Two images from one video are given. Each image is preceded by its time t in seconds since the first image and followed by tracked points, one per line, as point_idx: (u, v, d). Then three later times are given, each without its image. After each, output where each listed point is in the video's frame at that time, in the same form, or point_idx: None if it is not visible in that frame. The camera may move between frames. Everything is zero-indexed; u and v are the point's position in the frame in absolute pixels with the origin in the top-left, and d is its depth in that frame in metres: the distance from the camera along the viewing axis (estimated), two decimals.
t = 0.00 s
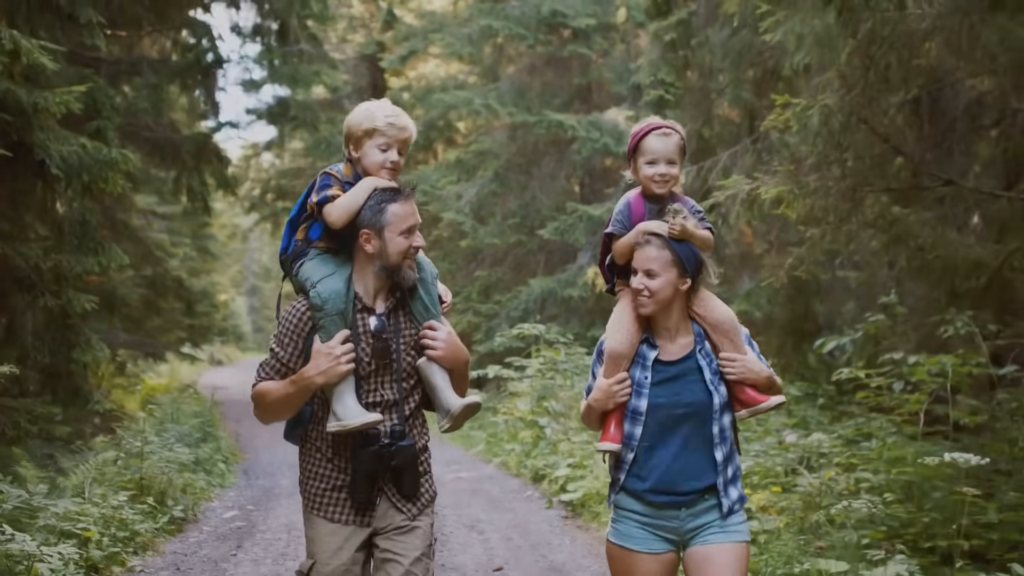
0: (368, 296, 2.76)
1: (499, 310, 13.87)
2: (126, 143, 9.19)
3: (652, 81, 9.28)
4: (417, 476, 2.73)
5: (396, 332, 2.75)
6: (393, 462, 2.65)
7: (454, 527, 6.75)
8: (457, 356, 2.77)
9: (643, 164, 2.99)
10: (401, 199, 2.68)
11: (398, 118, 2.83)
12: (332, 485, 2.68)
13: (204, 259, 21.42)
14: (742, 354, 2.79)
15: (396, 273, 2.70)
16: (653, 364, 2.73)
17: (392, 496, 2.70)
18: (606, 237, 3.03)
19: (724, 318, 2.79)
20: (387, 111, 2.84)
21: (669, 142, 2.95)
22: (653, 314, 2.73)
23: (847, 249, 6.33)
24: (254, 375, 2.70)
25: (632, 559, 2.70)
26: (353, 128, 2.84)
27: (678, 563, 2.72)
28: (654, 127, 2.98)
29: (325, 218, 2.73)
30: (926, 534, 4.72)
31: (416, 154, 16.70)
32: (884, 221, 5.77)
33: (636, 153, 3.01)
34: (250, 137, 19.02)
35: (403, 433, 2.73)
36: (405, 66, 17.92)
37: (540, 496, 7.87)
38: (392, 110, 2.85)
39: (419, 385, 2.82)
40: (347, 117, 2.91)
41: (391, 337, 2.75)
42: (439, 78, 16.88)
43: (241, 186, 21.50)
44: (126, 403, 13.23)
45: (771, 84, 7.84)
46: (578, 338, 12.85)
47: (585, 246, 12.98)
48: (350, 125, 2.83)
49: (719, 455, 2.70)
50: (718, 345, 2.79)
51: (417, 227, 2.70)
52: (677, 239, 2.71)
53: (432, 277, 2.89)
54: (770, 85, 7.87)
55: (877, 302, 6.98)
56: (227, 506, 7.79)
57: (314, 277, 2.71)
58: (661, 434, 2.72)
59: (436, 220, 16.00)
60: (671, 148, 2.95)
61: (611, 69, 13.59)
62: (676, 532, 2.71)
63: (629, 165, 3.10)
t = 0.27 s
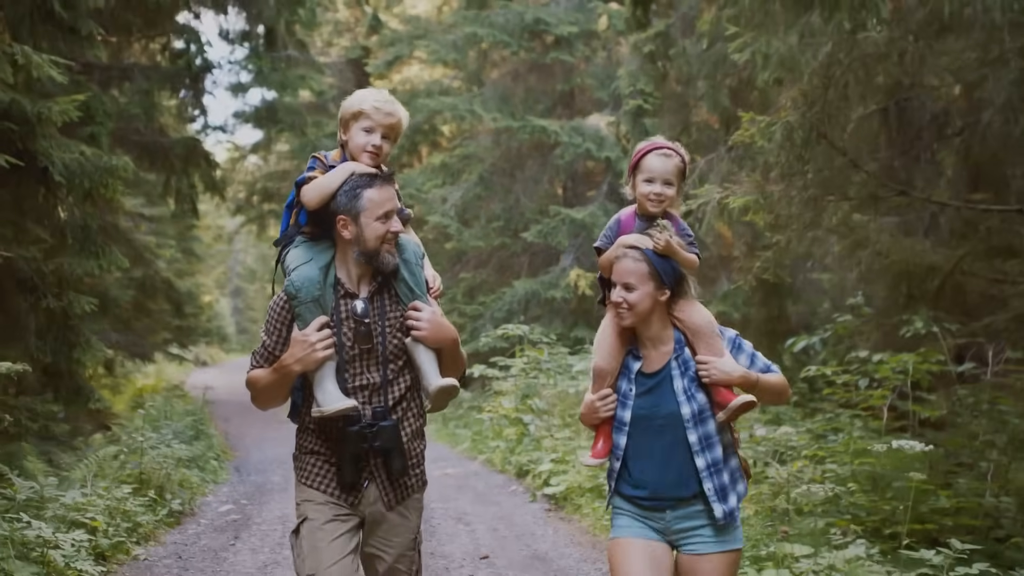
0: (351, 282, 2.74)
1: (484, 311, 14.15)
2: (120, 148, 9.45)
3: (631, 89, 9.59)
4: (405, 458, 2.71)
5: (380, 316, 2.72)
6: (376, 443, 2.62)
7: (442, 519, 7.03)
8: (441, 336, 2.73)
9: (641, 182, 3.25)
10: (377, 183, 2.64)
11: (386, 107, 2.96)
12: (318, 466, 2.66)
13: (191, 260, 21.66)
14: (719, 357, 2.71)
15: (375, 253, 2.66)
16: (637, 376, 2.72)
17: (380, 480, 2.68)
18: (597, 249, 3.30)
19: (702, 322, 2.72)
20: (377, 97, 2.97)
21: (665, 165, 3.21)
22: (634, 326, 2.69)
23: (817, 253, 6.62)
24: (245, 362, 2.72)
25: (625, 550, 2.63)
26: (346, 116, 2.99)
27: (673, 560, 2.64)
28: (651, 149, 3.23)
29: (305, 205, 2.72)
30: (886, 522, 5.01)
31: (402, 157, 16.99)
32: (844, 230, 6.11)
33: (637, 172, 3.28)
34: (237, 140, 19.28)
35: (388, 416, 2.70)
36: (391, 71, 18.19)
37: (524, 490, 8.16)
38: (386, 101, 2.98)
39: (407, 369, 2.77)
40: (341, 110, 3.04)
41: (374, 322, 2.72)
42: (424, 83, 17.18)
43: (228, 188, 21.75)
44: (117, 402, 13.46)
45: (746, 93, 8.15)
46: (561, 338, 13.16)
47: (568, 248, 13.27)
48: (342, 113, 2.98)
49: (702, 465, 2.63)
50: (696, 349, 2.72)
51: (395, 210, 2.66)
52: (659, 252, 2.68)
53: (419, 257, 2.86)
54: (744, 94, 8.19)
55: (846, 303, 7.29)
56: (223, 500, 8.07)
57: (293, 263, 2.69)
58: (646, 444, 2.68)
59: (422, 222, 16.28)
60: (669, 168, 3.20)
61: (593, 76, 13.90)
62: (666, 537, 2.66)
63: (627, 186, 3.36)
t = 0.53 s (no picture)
0: (355, 308, 2.72)
1: (469, 315, 14.44)
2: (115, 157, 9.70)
3: (615, 102, 9.90)
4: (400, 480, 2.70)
5: (383, 342, 2.71)
6: (370, 467, 2.62)
7: (431, 517, 7.33)
8: (447, 361, 2.72)
9: (616, 198, 3.15)
10: (386, 215, 2.64)
11: (370, 136, 2.77)
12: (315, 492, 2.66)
13: (180, 262, 21.91)
14: (695, 385, 2.68)
15: (384, 282, 2.67)
16: (614, 395, 2.71)
17: (377, 502, 2.68)
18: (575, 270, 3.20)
19: (678, 348, 2.69)
20: (360, 128, 2.78)
21: (639, 178, 3.09)
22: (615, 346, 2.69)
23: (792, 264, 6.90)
24: (245, 387, 2.67)
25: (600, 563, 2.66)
26: (331, 148, 2.80)
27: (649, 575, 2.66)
28: (624, 161, 3.12)
29: (310, 244, 2.68)
30: (854, 519, 5.32)
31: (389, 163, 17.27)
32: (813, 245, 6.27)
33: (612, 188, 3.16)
34: (226, 145, 19.54)
35: (385, 439, 2.69)
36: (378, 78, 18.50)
37: (510, 490, 8.45)
38: (367, 128, 2.80)
39: (407, 394, 2.77)
40: (325, 139, 2.84)
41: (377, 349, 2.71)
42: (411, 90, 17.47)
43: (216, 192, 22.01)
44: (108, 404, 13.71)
45: (725, 108, 8.46)
46: (545, 341, 13.47)
47: (552, 253, 13.58)
48: (325, 146, 2.80)
49: (676, 485, 2.63)
50: (677, 377, 2.70)
51: (404, 241, 2.66)
52: (636, 271, 2.66)
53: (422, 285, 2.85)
54: (724, 109, 8.50)
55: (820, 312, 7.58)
56: (219, 500, 8.35)
57: (297, 290, 2.68)
58: (620, 460, 2.69)
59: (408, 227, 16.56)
60: (643, 181, 3.09)
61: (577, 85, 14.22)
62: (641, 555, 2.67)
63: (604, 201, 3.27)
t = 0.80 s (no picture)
0: (360, 302, 2.95)
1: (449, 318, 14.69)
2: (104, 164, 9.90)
3: (591, 111, 10.18)
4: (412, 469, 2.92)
5: (389, 335, 2.95)
6: (390, 457, 2.84)
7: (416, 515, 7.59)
8: (450, 357, 2.97)
9: (596, 207, 3.15)
10: (395, 215, 2.84)
11: (372, 134, 2.93)
12: (327, 483, 2.86)
13: (158, 264, 22.05)
14: (694, 384, 3.06)
15: (390, 279, 2.88)
16: (612, 400, 2.93)
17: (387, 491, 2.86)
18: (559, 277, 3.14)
19: (675, 351, 3.00)
20: (359, 120, 2.94)
21: (619, 191, 3.11)
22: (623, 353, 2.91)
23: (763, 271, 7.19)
24: (250, 375, 2.86)
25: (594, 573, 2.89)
26: (330, 140, 2.95)
27: None
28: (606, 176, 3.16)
29: (320, 241, 2.88)
30: (820, 514, 5.61)
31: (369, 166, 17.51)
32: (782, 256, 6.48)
33: (592, 199, 3.18)
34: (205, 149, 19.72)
35: (397, 429, 2.92)
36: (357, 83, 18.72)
37: (491, 489, 8.71)
38: (366, 122, 2.95)
39: (409, 384, 3.01)
40: (324, 131, 3.00)
41: (384, 341, 2.94)
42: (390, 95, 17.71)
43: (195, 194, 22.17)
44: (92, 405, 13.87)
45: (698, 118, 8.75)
46: (524, 343, 13.75)
47: (530, 257, 13.83)
48: (326, 139, 2.95)
49: (675, 484, 2.90)
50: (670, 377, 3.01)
51: (409, 241, 2.88)
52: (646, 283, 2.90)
53: (422, 280, 3.09)
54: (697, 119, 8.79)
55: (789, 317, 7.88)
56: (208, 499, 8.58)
57: (308, 283, 2.89)
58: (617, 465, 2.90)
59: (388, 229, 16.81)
60: (625, 194, 3.11)
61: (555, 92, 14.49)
62: (626, 555, 2.90)
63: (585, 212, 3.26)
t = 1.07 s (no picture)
0: (360, 327, 2.94)
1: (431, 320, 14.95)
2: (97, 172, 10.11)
3: (571, 123, 10.49)
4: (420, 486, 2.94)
5: (389, 358, 2.94)
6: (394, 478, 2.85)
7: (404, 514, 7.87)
8: (448, 378, 2.98)
9: (599, 231, 3.01)
10: (391, 245, 2.80)
11: (378, 173, 2.84)
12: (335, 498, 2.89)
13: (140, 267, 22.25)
14: (685, 410, 2.92)
15: (388, 307, 2.86)
16: (608, 422, 2.85)
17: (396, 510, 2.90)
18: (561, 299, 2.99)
19: (673, 374, 2.91)
20: (368, 161, 2.83)
21: (623, 214, 2.97)
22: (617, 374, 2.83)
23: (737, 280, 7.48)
24: (260, 402, 2.90)
25: None
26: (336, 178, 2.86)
27: None
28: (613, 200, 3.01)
29: (317, 273, 2.82)
30: (789, 510, 5.92)
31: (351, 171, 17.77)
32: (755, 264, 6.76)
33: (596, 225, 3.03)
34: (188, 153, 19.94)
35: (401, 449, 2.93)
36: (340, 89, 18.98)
37: (475, 488, 8.98)
38: (372, 157, 2.85)
39: (411, 405, 3.02)
40: (331, 166, 2.90)
41: (384, 366, 2.93)
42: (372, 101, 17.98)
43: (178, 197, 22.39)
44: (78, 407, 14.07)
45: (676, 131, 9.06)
46: (504, 346, 14.03)
47: (511, 262, 14.10)
48: (334, 175, 2.85)
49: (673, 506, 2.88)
50: (664, 400, 2.91)
51: (406, 269, 2.84)
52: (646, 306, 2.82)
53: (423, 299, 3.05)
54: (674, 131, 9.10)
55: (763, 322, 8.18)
56: (199, 499, 8.84)
57: (304, 314, 2.85)
58: (611, 488, 2.82)
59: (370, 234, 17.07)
60: (629, 216, 2.97)
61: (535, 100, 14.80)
62: None
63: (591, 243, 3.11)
